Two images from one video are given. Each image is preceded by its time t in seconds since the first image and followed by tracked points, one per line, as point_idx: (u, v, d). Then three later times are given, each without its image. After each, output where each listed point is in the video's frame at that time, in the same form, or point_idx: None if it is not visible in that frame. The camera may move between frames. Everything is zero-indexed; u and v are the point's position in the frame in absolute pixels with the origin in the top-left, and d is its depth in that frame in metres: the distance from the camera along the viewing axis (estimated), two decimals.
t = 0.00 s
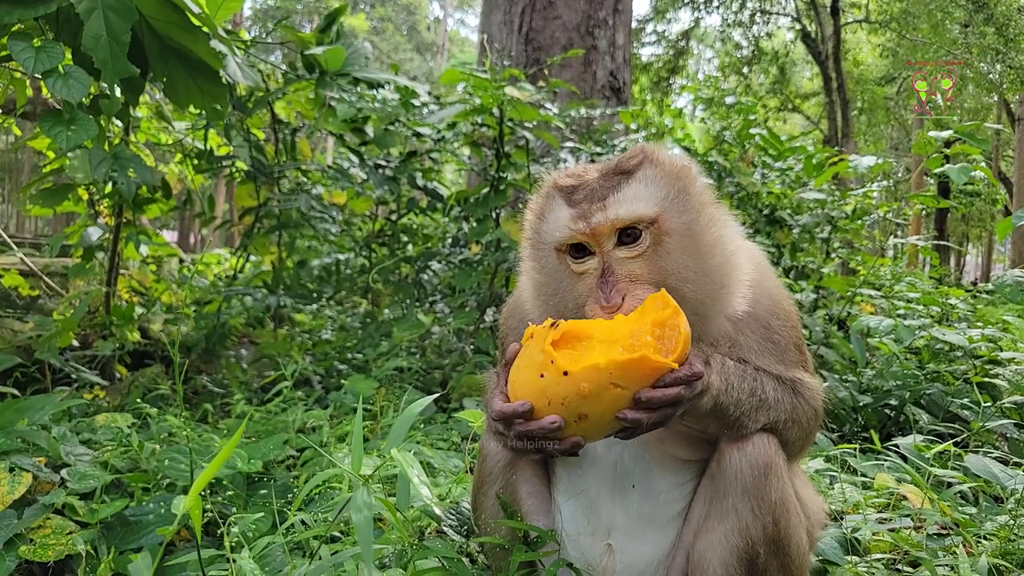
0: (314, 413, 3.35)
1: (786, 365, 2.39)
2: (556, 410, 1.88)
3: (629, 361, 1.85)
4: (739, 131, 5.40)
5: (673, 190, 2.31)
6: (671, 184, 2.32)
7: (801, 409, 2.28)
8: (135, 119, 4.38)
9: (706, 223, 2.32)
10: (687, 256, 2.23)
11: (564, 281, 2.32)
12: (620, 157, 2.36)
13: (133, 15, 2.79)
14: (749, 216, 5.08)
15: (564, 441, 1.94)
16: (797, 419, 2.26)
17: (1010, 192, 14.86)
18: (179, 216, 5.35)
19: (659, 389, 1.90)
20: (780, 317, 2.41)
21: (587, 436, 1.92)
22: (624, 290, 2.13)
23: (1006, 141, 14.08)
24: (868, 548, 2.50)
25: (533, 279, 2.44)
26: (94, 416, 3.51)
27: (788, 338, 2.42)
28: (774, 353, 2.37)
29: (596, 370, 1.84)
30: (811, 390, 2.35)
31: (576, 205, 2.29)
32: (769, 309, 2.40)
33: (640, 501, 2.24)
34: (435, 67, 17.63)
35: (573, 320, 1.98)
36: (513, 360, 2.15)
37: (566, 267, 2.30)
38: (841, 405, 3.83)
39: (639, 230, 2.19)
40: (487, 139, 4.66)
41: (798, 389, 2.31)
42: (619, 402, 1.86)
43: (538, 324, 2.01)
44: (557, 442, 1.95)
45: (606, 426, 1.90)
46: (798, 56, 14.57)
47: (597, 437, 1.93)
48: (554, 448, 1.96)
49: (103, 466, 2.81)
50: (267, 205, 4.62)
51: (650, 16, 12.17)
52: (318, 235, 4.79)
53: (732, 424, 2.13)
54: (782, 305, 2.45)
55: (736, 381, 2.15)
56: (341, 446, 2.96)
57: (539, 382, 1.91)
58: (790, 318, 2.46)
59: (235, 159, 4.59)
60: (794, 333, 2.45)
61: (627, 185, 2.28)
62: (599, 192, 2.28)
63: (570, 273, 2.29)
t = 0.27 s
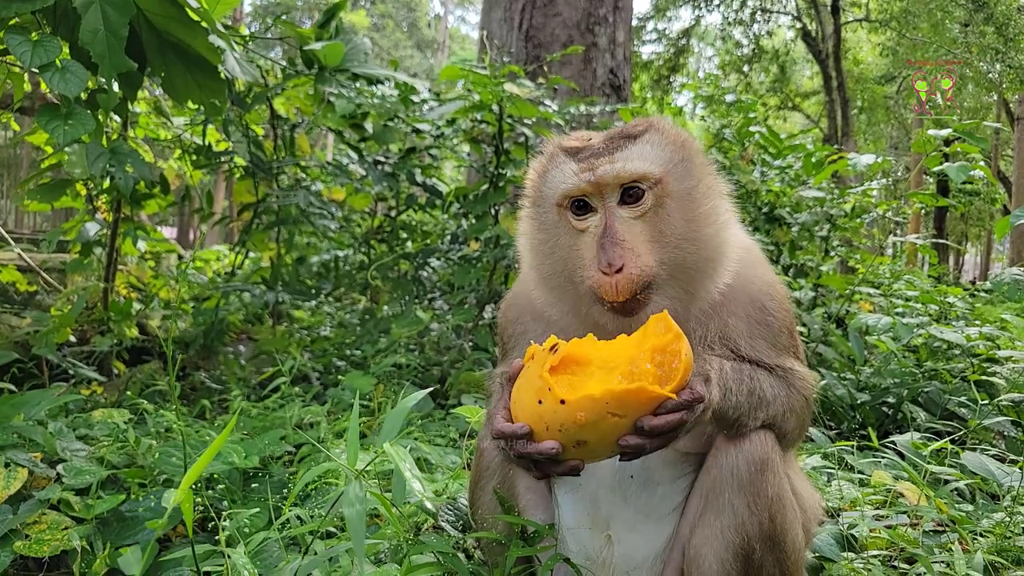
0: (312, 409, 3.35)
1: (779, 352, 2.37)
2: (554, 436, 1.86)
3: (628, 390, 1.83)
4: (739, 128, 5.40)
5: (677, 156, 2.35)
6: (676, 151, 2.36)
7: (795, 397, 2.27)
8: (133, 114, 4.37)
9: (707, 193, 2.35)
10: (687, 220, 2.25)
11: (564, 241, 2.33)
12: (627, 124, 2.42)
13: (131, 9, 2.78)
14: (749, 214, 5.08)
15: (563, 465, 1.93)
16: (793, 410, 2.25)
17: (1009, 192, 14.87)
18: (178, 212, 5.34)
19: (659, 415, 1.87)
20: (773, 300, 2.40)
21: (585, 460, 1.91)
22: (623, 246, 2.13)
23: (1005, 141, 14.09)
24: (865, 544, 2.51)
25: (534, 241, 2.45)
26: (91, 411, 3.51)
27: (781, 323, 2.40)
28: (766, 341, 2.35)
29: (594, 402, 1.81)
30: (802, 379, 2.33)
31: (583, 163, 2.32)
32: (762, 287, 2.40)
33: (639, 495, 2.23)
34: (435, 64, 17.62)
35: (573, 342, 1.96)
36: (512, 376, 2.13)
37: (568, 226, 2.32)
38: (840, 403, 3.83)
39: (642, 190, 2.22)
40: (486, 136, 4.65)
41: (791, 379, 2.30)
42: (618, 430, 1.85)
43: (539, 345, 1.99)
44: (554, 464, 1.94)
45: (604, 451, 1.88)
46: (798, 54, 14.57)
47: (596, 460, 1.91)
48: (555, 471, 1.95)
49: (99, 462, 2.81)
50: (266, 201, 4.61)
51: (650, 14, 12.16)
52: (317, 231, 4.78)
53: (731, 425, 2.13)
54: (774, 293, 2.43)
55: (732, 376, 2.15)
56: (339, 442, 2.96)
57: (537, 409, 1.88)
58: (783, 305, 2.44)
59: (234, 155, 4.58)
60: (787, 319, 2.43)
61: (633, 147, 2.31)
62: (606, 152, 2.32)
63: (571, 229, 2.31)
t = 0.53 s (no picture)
0: (306, 401, 3.34)
1: (764, 340, 2.37)
2: (537, 418, 1.87)
3: (609, 373, 1.82)
4: (735, 120, 5.39)
5: (674, 132, 2.38)
6: (673, 127, 2.39)
7: (780, 384, 2.27)
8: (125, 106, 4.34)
9: (699, 172, 2.38)
10: (679, 195, 2.28)
11: (556, 209, 2.36)
12: (626, 100, 2.45)
13: None
14: (745, 205, 5.07)
15: (546, 448, 1.93)
16: (779, 396, 2.25)
17: (1006, 184, 14.88)
18: (172, 205, 5.32)
19: (641, 399, 1.87)
20: (758, 285, 2.40)
21: (569, 443, 1.90)
22: (617, 216, 2.18)
23: (1001, 133, 14.10)
24: (856, 532, 2.52)
25: (525, 210, 2.48)
26: (84, 404, 3.49)
27: (766, 308, 2.39)
28: (751, 325, 2.35)
29: (575, 383, 1.81)
30: (787, 365, 2.33)
31: (580, 132, 2.36)
32: (748, 269, 2.42)
33: (627, 481, 2.24)
34: (432, 56, 17.56)
35: (558, 326, 1.97)
36: (498, 361, 2.13)
37: (561, 195, 2.35)
38: (835, 393, 3.86)
39: (637, 161, 2.26)
40: (481, 127, 4.63)
41: (777, 366, 2.30)
42: (601, 413, 1.84)
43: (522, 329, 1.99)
44: (539, 447, 1.94)
45: (587, 435, 1.88)
46: (795, 46, 14.55)
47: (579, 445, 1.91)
48: (538, 455, 1.95)
49: (92, 455, 2.80)
50: (261, 193, 4.60)
51: (647, 6, 12.11)
52: (312, 223, 4.77)
53: (718, 410, 2.12)
54: (760, 278, 2.43)
55: (718, 362, 2.16)
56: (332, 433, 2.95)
57: (520, 391, 1.89)
58: (768, 291, 2.43)
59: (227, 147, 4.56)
60: (772, 305, 2.42)
61: (631, 119, 2.35)
62: (604, 123, 2.35)
63: (563, 199, 2.34)
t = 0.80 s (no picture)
0: (300, 398, 3.33)
1: (759, 340, 2.38)
2: (532, 420, 1.86)
3: (606, 373, 1.82)
4: (731, 121, 5.40)
5: (682, 130, 2.40)
6: (681, 125, 2.41)
7: (775, 384, 2.28)
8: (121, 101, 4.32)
9: (703, 171, 2.40)
10: (684, 192, 2.30)
11: (560, 198, 2.35)
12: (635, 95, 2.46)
13: None
14: (741, 206, 5.08)
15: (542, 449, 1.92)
16: (774, 396, 2.26)
17: (999, 187, 14.95)
18: (167, 200, 5.30)
19: (637, 399, 1.87)
20: (753, 285, 2.41)
21: (564, 444, 1.89)
22: (625, 210, 2.19)
23: (995, 137, 14.16)
24: (849, 532, 2.53)
25: (527, 198, 2.46)
26: (77, 400, 3.48)
27: (761, 307, 2.40)
28: (747, 325, 2.36)
29: (570, 384, 1.81)
30: (781, 365, 2.34)
31: (591, 122, 2.35)
32: (744, 267, 2.44)
33: (621, 480, 2.24)
34: (429, 54, 17.54)
35: (553, 327, 1.96)
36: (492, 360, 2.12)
37: (567, 183, 2.34)
38: (829, 394, 3.85)
39: (648, 155, 2.27)
40: (478, 125, 4.63)
41: (772, 365, 2.31)
42: (597, 414, 1.84)
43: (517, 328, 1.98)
44: (535, 448, 1.93)
45: (583, 436, 1.88)
46: (791, 48, 14.58)
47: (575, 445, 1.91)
48: (533, 455, 1.95)
49: (83, 450, 2.79)
50: (256, 189, 4.58)
51: (645, 6, 12.12)
52: (308, 220, 4.76)
53: (712, 409, 2.13)
54: (755, 278, 2.44)
55: (713, 360, 2.17)
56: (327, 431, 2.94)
57: (515, 393, 1.87)
58: (763, 291, 2.44)
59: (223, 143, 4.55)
60: (767, 305, 2.43)
61: (641, 113, 2.36)
62: (616, 115, 2.35)
63: (569, 188, 2.33)
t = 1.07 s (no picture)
0: (295, 398, 3.33)
1: (753, 340, 2.39)
2: (527, 421, 1.86)
3: (600, 374, 1.82)
4: (727, 121, 5.41)
5: (692, 142, 2.37)
6: (690, 136, 2.38)
7: (769, 384, 2.29)
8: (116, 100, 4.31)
9: (711, 182, 2.38)
10: (695, 205, 2.28)
11: (570, 204, 2.30)
12: (646, 101, 2.42)
13: None
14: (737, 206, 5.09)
15: (538, 450, 1.92)
16: (768, 395, 2.26)
17: (994, 188, 14.99)
18: (163, 200, 5.29)
19: (632, 400, 1.88)
20: (749, 285, 2.43)
21: (560, 445, 1.90)
22: (642, 222, 2.14)
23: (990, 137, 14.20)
24: (843, 532, 2.53)
25: (533, 200, 2.41)
26: (72, 400, 3.47)
27: (756, 308, 2.42)
28: (743, 325, 2.37)
29: (564, 386, 1.81)
30: (776, 365, 2.35)
31: (607, 128, 2.29)
32: (742, 272, 2.44)
33: (615, 480, 2.24)
34: (425, 54, 17.53)
35: (547, 327, 1.95)
36: (488, 361, 2.12)
37: (578, 189, 2.29)
38: (824, 393, 3.86)
39: (663, 167, 2.23)
40: (474, 125, 4.63)
41: (766, 365, 2.31)
42: (591, 415, 1.85)
43: (512, 330, 1.98)
44: (531, 450, 1.93)
45: (578, 437, 1.88)
46: (787, 49, 14.60)
47: (571, 446, 1.91)
48: (529, 457, 1.95)
49: (78, 450, 2.78)
50: (252, 189, 4.58)
51: (642, 6, 12.12)
52: (303, 220, 4.75)
53: (706, 409, 2.13)
54: (751, 279, 2.47)
55: (707, 361, 2.17)
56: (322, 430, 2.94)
57: (510, 394, 1.87)
58: (759, 291, 2.46)
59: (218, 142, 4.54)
60: (762, 305, 2.45)
61: (656, 122, 2.31)
62: (631, 122, 2.30)
63: (580, 194, 2.28)
